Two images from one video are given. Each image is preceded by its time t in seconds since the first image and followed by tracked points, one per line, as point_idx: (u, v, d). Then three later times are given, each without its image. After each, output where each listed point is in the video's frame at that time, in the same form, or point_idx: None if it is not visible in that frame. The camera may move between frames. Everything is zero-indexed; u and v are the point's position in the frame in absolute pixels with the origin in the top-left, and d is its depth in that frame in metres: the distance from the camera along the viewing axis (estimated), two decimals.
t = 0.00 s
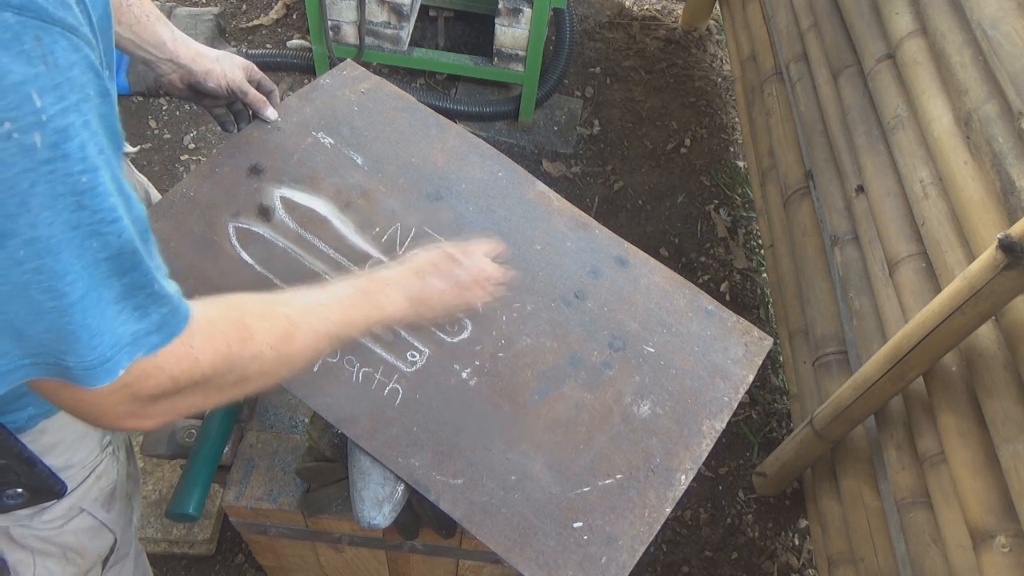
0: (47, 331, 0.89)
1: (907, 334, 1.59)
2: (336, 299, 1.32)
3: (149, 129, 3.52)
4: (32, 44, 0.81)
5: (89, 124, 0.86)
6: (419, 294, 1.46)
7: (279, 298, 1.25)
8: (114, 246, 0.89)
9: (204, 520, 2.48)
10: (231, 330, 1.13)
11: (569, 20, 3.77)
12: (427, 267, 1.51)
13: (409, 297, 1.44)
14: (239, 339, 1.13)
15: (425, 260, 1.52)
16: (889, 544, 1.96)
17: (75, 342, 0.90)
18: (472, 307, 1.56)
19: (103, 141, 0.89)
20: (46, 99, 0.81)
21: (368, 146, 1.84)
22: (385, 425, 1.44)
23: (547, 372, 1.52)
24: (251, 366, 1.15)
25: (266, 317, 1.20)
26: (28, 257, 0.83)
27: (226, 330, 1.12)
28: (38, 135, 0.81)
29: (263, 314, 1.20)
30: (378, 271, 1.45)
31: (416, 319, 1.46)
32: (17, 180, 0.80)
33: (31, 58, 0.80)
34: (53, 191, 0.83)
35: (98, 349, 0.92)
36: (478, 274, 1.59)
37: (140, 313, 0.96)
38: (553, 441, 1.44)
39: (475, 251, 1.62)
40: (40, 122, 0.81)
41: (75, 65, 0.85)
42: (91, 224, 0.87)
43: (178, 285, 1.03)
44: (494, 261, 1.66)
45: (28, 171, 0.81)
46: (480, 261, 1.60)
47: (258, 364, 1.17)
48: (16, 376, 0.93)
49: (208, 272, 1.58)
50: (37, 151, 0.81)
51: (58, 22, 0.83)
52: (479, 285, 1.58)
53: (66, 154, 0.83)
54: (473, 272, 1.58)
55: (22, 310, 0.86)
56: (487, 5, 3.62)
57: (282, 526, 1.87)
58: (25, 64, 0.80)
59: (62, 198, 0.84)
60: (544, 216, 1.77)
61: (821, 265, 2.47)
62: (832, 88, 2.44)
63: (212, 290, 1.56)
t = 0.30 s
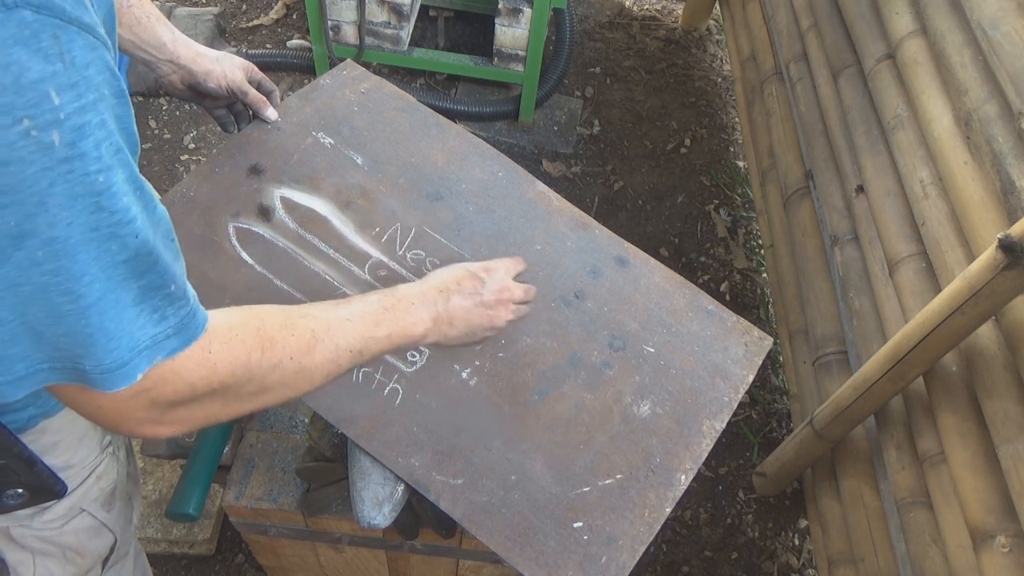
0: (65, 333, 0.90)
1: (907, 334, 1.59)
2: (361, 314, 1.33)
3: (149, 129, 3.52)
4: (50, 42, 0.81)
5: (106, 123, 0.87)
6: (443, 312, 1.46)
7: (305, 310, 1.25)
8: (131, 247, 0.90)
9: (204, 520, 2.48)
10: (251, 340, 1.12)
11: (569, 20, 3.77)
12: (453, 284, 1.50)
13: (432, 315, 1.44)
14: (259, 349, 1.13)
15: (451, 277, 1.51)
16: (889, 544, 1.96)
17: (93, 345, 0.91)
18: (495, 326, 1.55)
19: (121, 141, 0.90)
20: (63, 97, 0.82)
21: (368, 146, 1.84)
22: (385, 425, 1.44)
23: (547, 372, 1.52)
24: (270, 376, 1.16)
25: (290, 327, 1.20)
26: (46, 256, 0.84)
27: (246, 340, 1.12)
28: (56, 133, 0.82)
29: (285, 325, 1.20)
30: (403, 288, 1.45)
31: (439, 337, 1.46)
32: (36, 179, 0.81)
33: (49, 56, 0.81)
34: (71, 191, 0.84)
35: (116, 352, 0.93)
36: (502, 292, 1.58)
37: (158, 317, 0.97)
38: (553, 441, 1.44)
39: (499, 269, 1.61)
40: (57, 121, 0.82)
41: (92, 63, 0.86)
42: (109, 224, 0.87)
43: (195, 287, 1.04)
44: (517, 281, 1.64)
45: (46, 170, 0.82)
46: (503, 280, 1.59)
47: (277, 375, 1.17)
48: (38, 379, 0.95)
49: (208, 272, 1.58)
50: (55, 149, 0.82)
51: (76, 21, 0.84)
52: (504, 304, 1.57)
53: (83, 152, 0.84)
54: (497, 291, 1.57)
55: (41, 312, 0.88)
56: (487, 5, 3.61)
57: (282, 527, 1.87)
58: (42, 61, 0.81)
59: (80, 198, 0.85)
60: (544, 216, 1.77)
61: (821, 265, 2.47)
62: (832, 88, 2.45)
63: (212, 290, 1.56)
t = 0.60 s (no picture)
0: (57, 333, 0.90)
1: (907, 334, 1.59)
2: (296, 283, 1.40)
3: (149, 129, 3.52)
4: (67, 51, 0.83)
5: (113, 129, 0.90)
6: (371, 271, 1.57)
7: (244, 289, 1.31)
8: (127, 248, 0.92)
9: (204, 520, 2.48)
10: (211, 325, 1.16)
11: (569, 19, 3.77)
12: (378, 244, 1.62)
13: (361, 274, 1.56)
14: (218, 332, 1.17)
15: (375, 237, 1.63)
16: (889, 544, 1.95)
17: (86, 344, 0.92)
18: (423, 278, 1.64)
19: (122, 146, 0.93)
20: (76, 105, 0.84)
21: (368, 146, 1.84)
22: (385, 425, 1.44)
23: (547, 372, 1.52)
24: (230, 357, 1.20)
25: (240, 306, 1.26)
26: (49, 258, 0.85)
27: (207, 325, 1.15)
28: (68, 140, 0.84)
29: (233, 304, 1.24)
30: (330, 254, 1.56)
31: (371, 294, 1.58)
32: (45, 183, 0.83)
33: (65, 65, 0.83)
34: (77, 195, 0.86)
35: (106, 350, 0.94)
36: (427, 245, 1.67)
37: (143, 315, 0.99)
38: (553, 441, 1.44)
39: (423, 222, 1.70)
40: (71, 128, 0.84)
41: (104, 72, 0.88)
42: (110, 227, 0.89)
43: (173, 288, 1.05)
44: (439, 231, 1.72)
45: (56, 175, 0.84)
46: (428, 233, 1.69)
47: (235, 355, 1.22)
48: (24, 382, 0.94)
49: (208, 272, 1.58)
50: (66, 155, 0.84)
51: (90, 30, 0.86)
52: (429, 255, 1.66)
53: (91, 158, 0.86)
54: (423, 244, 1.67)
55: (37, 313, 0.88)
56: (487, 5, 3.62)
57: (282, 527, 1.87)
58: (59, 70, 0.82)
59: (85, 202, 0.86)
60: (545, 216, 1.77)
61: (821, 265, 2.47)
62: (832, 88, 2.44)
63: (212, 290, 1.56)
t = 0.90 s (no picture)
0: (43, 328, 0.90)
1: (907, 334, 1.59)
2: (286, 275, 1.34)
3: (149, 129, 3.52)
4: (63, 54, 0.84)
5: (104, 130, 0.91)
6: (366, 262, 1.49)
7: (227, 281, 1.24)
8: (119, 248, 0.92)
9: (204, 520, 2.48)
10: (196, 321, 1.12)
11: (569, 19, 3.77)
12: (375, 233, 1.54)
13: (355, 265, 1.47)
14: (202, 327, 1.13)
15: (370, 227, 1.54)
16: (889, 544, 1.95)
17: (72, 338, 0.92)
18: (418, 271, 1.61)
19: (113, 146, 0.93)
20: (71, 107, 0.84)
21: (368, 146, 1.84)
22: (385, 425, 1.44)
23: (547, 372, 1.52)
24: (213, 352, 1.16)
25: (225, 301, 1.20)
26: (37, 255, 0.85)
27: (193, 321, 1.11)
28: (61, 142, 0.84)
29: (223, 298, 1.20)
30: (321, 244, 1.46)
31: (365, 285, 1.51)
32: (37, 183, 0.83)
33: (61, 67, 0.84)
34: (68, 195, 0.86)
35: (91, 344, 0.94)
36: (422, 239, 1.62)
37: (133, 309, 0.98)
38: (553, 441, 1.44)
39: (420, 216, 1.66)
40: (64, 130, 0.84)
41: (98, 75, 0.89)
42: (101, 227, 0.89)
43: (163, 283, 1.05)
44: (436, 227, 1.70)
45: (48, 175, 0.84)
46: (423, 227, 1.64)
47: (220, 350, 1.18)
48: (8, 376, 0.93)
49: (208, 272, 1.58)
50: (58, 156, 0.84)
51: (86, 33, 0.87)
52: (425, 249, 1.61)
53: (85, 159, 0.86)
54: (417, 237, 1.61)
55: (23, 308, 0.88)
56: (487, 5, 3.62)
57: (282, 527, 1.87)
58: (54, 72, 0.83)
59: (76, 203, 0.87)
60: (545, 216, 1.77)
61: (821, 265, 2.47)
62: (832, 88, 2.44)
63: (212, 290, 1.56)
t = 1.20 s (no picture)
0: (53, 320, 0.90)
1: (907, 334, 1.59)
2: (251, 258, 1.46)
3: (149, 129, 3.52)
4: (66, 42, 0.85)
5: (106, 118, 0.92)
6: (323, 238, 1.63)
7: (201, 266, 1.34)
8: (124, 236, 0.93)
9: (204, 520, 2.48)
10: (181, 301, 1.16)
11: (569, 19, 3.77)
12: (326, 211, 1.66)
13: (313, 242, 1.61)
14: (189, 308, 1.17)
15: (324, 206, 1.67)
16: (890, 544, 1.95)
17: (83, 329, 0.92)
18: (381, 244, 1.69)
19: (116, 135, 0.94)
20: (76, 96, 0.85)
21: (368, 146, 1.84)
22: (385, 425, 1.44)
23: (547, 372, 1.52)
24: (203, 332, 1.20)
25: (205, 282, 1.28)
26: (46, 246, 0.86)
27: (177, 299, 1.15)
28: (68, 130, 0.85)
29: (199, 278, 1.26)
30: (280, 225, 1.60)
31: (326, 260, 1.64)
32: (46, 172, 0.84)
33: (65, 56, 0.84)
34: (76, 184, 0.87)
35: (100, 333, 0.94)
36: (377, 210, 1.72)
37: (137, 297, 0.99)
38: (553, 441, 1.44)
39: (372, 188, 1.76)
40: (70, 118, 0.85)
41: (100, 63, 0.90)
42: (108, 216, 0.90)
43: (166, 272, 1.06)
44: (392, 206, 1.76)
45: (56, 164, 0.85)
46: (375, 199, 1.74)
47: (208, 330, 1.22)
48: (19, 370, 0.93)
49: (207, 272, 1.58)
50: (66, 145, 0.85)
51: (88, 21, 0.88)
52: (380, 219, 1.71)
53: (90, 147, 0.87)
54: (371, 209, 1.72)
55: (32, 300, 0.88)
56: (487, 5, 3.62)
57: (282, 527, 1.87)
58: (59, 61, 0.84)
59: (84, 191, 0.87)
60: (545, 216, 1.77)
61: (821, 265, 2.47)
62: (832, 88, 2.44)
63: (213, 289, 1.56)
